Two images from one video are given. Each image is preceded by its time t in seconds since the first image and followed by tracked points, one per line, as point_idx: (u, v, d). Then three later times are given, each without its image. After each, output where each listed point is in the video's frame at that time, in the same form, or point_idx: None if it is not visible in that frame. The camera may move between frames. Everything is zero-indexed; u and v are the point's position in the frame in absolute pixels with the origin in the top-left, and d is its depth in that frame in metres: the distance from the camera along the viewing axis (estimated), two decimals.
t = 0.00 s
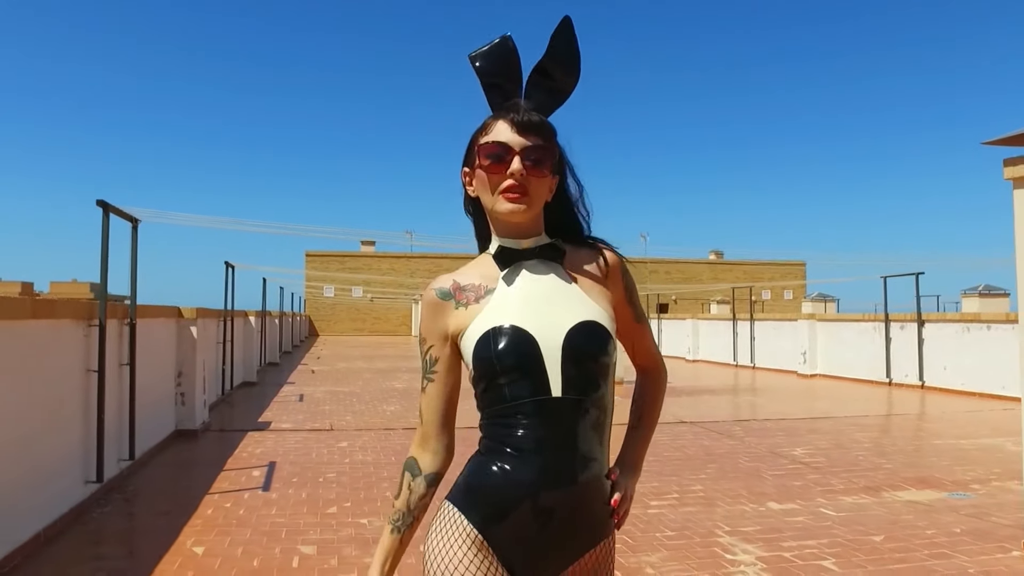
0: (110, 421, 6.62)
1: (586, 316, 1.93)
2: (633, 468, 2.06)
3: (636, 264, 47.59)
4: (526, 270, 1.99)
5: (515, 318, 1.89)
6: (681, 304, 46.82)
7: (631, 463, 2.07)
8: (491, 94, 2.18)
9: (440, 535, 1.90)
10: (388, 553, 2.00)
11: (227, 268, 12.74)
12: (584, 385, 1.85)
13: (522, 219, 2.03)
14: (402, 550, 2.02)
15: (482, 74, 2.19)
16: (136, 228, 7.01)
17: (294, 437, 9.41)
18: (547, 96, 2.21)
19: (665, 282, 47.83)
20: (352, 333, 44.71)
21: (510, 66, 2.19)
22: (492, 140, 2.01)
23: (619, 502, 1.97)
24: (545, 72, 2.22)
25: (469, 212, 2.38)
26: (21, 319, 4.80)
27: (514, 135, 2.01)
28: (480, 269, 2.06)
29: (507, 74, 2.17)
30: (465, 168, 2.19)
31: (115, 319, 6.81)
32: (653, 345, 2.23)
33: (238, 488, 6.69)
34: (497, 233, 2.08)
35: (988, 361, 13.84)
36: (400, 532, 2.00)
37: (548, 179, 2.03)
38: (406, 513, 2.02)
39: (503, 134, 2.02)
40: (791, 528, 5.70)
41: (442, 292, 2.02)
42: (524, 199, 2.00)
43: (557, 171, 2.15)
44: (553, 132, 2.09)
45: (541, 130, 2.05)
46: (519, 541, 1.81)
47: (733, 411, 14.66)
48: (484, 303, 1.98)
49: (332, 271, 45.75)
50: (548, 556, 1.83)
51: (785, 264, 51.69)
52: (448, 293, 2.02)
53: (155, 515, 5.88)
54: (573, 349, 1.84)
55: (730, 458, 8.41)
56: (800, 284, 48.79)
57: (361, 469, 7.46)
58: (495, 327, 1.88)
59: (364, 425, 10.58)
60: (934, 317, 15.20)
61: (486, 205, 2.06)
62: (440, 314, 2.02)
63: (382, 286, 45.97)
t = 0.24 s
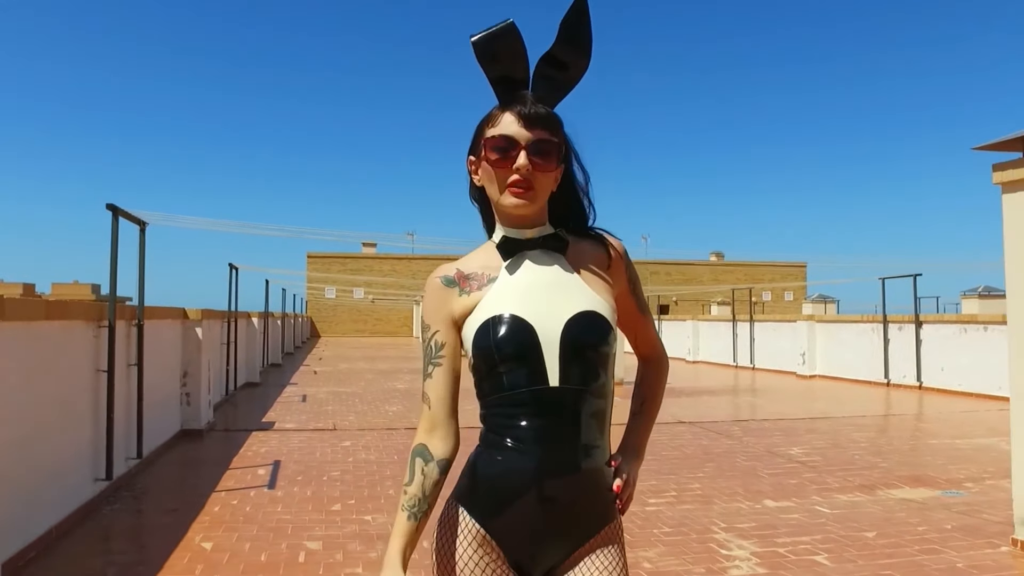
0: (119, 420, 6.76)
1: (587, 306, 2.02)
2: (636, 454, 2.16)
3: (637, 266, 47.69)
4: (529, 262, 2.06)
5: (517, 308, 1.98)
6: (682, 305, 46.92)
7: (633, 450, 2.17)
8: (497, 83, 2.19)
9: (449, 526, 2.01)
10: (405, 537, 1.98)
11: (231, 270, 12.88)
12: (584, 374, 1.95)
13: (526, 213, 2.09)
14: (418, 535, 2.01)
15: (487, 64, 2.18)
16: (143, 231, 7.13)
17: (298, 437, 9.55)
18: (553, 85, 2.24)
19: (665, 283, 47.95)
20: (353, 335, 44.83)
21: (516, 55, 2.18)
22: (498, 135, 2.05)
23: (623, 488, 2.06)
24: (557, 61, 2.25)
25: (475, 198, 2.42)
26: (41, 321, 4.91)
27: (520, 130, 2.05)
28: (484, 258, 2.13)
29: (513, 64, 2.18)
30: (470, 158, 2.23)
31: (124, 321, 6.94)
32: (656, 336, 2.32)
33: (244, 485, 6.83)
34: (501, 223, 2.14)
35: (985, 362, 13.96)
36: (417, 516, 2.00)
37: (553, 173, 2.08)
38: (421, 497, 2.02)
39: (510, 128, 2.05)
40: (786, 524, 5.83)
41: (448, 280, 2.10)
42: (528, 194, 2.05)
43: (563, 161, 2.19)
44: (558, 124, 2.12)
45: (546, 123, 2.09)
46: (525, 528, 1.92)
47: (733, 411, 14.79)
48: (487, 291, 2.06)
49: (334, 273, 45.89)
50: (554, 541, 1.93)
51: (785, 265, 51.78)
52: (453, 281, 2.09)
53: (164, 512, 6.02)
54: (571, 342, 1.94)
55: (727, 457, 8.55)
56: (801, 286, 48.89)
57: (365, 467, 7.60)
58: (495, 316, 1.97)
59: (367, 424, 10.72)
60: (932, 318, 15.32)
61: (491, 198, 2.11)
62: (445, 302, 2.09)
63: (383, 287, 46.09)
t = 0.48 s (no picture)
0: (126, 419, 6.88)
1: (581, 299, 2.03)
2: (642, 446, 2.14)
3: (637, 266, 47.85)
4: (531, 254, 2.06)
5: (509, 300, 1.98)
6: (683, 306, 47.05)
7: (641, 440, 2.15)
8: (501, 76, 2.12)
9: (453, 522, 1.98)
10: (445, 496, 1.86)
11: (235, 272, 13.03)
12: (577, 365, 1.96)
13: (529, 207, 2.08)
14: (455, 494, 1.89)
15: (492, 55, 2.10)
16: (150, 233, 7.26)
17: (302, 436, 9.68)
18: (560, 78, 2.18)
19: (666, 284, 48.10)
20: (355, 335, 45.00)
21: (522, 47, 2.10)
22: (503, 130, 2.02)
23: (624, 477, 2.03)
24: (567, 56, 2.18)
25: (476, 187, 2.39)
26: (55, 321, 5.02)
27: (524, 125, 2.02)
28: (482, 247, 2.13)
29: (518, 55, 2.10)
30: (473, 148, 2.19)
31: (130, 321, 7.06)
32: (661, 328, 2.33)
33: (248, 483, 6.94)
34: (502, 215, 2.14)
35: (982, 362, 14.08)
36: (454, 473, 1.88)
37: (557, 167, 2.06)
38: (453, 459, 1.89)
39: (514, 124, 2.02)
40: (780, 521, 5.95)
41: (447, 265, 2.09)
42: (531, 189, 2.04)
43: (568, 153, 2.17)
44: (562, 118, 2.09)
45: (551, 119, 2.06)
46: (528, 521, 1.91)
47: (731, 411, 14.92)
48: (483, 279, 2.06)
49: (335, 274, 46.08)
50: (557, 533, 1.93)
51: (785, 266, 51.90)
52: (452, 266, 2.09)
53: (170, 509, 6.14)
54: (561, 337, 1.95)
55: (725, 456, 8.67)
56: (801, 286, 49.02)
57: (367, 466, 7.72)
58: (487, 308, 1.98)
59: (370, 424, 10.86)
60: (929, 319, 15.44)
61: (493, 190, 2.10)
62: (445, 284, 2.06)
63: (385, 288, 46.25)
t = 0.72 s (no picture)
0: (132, 418, 7.01)
1: (572, 316, 2.08)
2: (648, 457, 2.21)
3: (638, 267, 47.93)
4: (523, 266, 2.13)
5: (499, 317, 2.04)
6: (683, 307, 47.12)
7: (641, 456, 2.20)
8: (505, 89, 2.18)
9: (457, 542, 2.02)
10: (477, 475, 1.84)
11: (237, 273, 13.14)
12: (570, 382, 2.02)
13: (530, 219, 2.13)
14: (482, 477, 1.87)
15: (499, 67, 2.16)
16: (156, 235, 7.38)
17: (304, 435, 9.81)
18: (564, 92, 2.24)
19: (666, 284, 48.17)
20: (356, 336, 45.07)
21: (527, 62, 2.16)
22: (507, 141, 2.07)
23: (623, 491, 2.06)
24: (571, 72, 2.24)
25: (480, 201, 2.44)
26: (65, 321, 5.12)
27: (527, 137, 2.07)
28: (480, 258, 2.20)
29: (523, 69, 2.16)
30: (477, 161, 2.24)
31: (136, 322, 7.18)
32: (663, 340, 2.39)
33: (252, 481, 7.07)
34: (504, 227, 2.19)
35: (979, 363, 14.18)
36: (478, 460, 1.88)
37: (559, 180, 2.11)
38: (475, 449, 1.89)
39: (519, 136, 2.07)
40: (774, 517, 6.07)
41: (448, 275, 2.14)
42: (533, 201, 2.09)
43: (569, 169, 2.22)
44: (565, 132, 2.14)
45: (554, 131, 2.11)
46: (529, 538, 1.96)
47: (729, 411, 15.03)
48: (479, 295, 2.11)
49: (336, 274, 46.18)
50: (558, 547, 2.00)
51: (785, 267, 51.98)
52: (452, 276, 2.13)
53: (177, 506, 6.26)
54: (549, 358, 1.99)
55: (721, 454, 8.79)
56: (801, 287, 49.08)
57: (369, 464, 7.84)
58: (479, 325, 2.04)
59: (371, 423, 10.98)
60: (927, 320, 15.55)
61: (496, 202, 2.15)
62: (445, 292, 2.09)
63: (386, 289, 46.33)
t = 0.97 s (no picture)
0: (138, 417, 7.13)
1: (570, 333, 1.99)
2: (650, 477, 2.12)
3: (637, 268, 48.11)
4: (527, 278, 2.06)
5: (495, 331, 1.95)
6: (683, 308, 47.28)
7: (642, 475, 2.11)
8: (507, 102, 2.14)
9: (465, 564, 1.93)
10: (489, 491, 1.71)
11: (239, 274, 13.30)
12: (567, 398, 1.91)
13: (533, 231, 2.06)
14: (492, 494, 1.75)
15: (500, 81, 2.12)
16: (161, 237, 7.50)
17: (306, 434, 9.95)
18: (566, 107, 2.22)
19: (666, 285, 48.35)
20: (357, 337, 45.24)
21: (530, 74, 2.12)
22: (507, 151, 2.01)
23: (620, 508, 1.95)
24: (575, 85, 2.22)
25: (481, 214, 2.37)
26: (74, 322, 5.24)
27: (528, 147, 2.01)
28: (478, 271, 2.12)
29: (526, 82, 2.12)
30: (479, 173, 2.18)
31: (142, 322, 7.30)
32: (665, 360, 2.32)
33: (255, 479, 7.19)
34: (506, 242, 2.12)
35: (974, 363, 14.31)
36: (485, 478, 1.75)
37: (561, 190, 2.05)
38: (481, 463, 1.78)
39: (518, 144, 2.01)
40: (767, 514, 6.19)
41: (446, 285, 2.05)
42: (536, 210, 2.02)
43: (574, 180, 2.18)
44: (568, 142, 2.09)
45: (557, 142, 2.06)
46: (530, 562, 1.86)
47: (727, 411, 15.16)
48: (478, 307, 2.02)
49: (337, 275, 46.39)
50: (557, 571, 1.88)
51: (785, 268, 52.12)
52: (450, 287, 2.04)
53: (182, 502, 6.38)
54: (546, 374, 1.89)
55: (717, 453, 8.92)
56: (800, 287, 49.23)
57: (370, 463, 7.97)
58: (475, 338, 1.95)
59: (372, 422, 11.12)
60: (923, 320, 15.68)
61: (497, 213, 2.08)
62: (442, 304, 2.00)
63: (386, 290, 46.51)
